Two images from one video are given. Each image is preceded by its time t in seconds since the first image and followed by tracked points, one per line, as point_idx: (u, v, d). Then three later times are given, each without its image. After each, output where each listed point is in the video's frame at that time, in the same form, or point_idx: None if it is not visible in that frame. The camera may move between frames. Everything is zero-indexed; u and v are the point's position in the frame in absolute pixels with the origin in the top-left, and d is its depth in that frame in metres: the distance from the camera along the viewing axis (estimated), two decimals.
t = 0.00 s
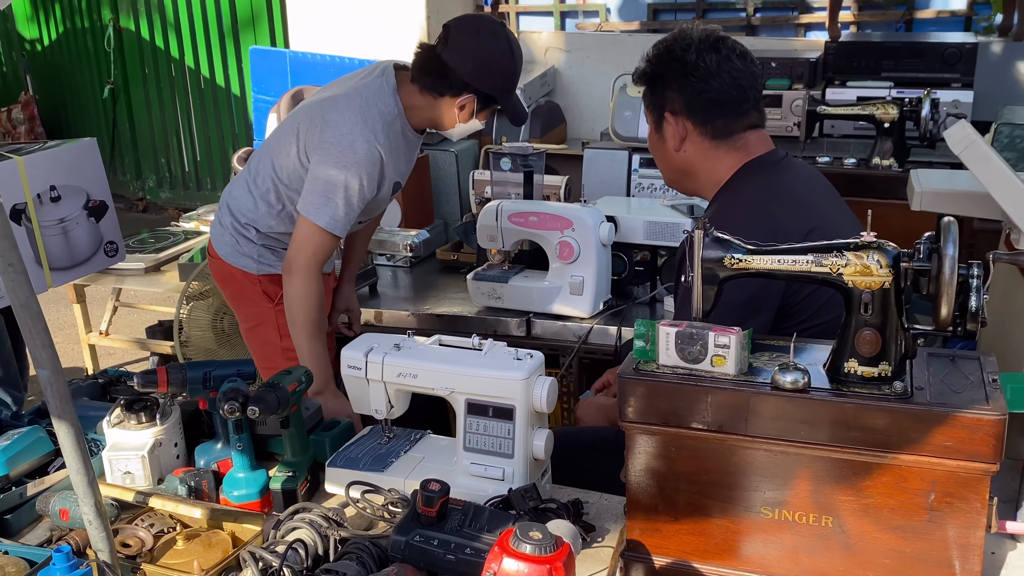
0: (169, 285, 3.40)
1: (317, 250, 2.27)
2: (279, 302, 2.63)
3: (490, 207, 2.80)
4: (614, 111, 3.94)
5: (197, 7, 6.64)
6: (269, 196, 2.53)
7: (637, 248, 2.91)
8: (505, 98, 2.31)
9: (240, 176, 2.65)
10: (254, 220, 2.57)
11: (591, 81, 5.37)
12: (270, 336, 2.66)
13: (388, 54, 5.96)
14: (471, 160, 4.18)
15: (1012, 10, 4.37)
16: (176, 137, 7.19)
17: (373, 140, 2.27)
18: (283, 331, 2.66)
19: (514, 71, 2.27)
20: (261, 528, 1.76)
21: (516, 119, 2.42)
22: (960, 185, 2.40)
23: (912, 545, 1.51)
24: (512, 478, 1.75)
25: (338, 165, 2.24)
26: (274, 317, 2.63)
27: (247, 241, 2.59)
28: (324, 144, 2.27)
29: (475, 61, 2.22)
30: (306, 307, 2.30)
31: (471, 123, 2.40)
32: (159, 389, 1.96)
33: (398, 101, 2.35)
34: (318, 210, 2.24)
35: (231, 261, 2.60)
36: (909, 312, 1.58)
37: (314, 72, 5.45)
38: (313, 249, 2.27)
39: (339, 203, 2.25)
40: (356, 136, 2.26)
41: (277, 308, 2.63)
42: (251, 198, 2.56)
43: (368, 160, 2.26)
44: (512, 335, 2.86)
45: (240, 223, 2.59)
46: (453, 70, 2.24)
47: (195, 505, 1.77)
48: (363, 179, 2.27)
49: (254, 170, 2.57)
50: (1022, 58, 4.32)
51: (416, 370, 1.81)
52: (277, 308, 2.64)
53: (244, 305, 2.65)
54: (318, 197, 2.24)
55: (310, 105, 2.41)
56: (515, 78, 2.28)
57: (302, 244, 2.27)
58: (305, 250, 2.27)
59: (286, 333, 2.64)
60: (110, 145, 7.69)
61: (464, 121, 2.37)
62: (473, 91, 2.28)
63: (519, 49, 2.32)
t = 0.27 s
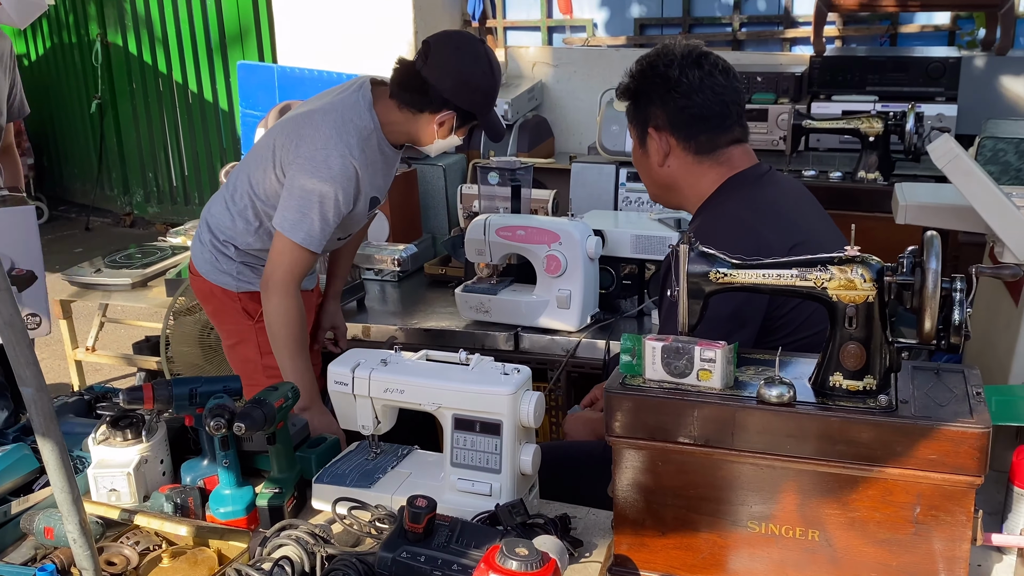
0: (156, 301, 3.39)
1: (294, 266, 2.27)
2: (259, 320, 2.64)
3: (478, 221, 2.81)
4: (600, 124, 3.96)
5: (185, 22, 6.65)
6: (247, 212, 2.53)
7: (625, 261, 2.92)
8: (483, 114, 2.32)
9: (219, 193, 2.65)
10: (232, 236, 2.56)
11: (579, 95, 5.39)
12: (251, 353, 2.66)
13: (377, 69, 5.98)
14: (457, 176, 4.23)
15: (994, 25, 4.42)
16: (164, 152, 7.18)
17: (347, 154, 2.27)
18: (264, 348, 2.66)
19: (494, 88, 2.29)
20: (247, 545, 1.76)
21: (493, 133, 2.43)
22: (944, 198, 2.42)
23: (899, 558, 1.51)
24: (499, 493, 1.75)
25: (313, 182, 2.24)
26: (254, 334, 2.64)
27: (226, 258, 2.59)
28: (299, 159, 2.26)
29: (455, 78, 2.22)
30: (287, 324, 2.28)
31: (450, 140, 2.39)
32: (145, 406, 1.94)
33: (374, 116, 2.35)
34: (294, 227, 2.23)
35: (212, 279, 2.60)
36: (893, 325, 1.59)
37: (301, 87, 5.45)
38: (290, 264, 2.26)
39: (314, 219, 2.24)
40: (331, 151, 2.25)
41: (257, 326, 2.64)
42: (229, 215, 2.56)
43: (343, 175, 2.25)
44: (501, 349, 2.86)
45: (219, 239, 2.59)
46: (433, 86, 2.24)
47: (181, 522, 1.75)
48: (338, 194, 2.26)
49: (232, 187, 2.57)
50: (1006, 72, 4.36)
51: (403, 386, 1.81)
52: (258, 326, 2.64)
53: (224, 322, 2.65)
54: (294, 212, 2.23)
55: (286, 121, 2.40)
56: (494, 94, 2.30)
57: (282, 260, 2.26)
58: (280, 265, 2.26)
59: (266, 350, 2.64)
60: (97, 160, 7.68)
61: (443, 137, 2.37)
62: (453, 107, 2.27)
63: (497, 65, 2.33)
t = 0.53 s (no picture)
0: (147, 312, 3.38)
1: (284, 277, 2.26)
2: (250, 331, 2.63)
3: (471, 230, 2.83)
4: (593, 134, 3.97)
5: (177, 33, 6.65)
6: (235, 224, 2.52)
7: (617, 271, 2.93)
8: (471, 122, 2.35)
9: (208, 206, 2.64)
10: (221, 249, 2.56)
11: (570, 105, 5.41)
12: (244, 366, 2.64)
13: (368, 79, 5.99)
14: (449, 188, 4.26)
15: (982, 36, 4.46)
16: (155, 163, 7.17)
17: (335, 164, 2.27)
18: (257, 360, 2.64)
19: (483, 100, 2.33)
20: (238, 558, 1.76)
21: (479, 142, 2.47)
22: (934, 207, 2.43)
23: (891, 568, 1.51)
24: (492, 504, 1.74)
25: (300, 192, 2.23)
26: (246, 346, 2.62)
27: (216, 271, 2.58)
28: (286, 169, 2.26)
29: (445, 86, 2.24)
30: (281, 336, 2.28)
31: (438, 148, 2.41)
32: (136, 417, 1.93)
33: (362, 125, 2.35)
34: (281, 237, 2.23)
35: (203, 292, 2.60)
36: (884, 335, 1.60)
37: (293, 97, 5.45)
38: (281, 276, 2.25)
39: (302, 229, 2.24)
40: (318, 161, 2.25)
41: (249, 337, 2.62)
42: (218, 227, 2.55)
43: (331, 185, 2.25)
44: (493, 359, 2.86)
45: (208, 252, 2.58)
46: (421, 94, 2.26)
47: (172, 534, 1.76)
48: (325, 204, 2.26)
49: (220, 200, 2.56)
50: (994, 82, 4.39)
51: (395, 397, 1.81)
52: (250, 338, 2.63)
53: (216, 334, 2.64)
54: (282, 223, 2.23)
55: (273, 131, 2.40)
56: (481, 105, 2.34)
57: (272, 272, 2.26)
58: (272, 278, 2.25)
59: (258, 362, 2.62)
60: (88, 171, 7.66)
61: (432, 146, 2.40)
62: (441, 116, 2.29)
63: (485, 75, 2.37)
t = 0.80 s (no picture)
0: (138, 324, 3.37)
1: (270, 281, 2.26)
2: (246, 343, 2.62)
3: (463, 241, 2.83)
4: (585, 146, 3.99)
5: (168, 44, 6.64)
6: (227, 234, 2.52)
7: (611, 281, 2.93)
8: (459, 121, 2.33)
9: (198, 220, 2.63)
10: (214, 261, 2.55)
11: (562, 116, 5.43)
12: (240, 378, 2.63)
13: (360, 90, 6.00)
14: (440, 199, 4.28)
15: (971, 47, 4.50)
16: (145, 173, 7.15)
17: (323, 167, 2.26)
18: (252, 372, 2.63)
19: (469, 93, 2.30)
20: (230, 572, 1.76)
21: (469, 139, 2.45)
22: (925, 218, 2.44)
23: None
24: (485, 516, 1.73)
25: (289, 196, 2.23)
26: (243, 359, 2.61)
27: (210, 283, 2.58)
28: (275, 174, 2.24)
29: (432, 83, 2.22)
30: (269, 337, 2.30)
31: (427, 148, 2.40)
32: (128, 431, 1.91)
33: (349, 128, 2.35)
34: (272, 242, 2.22)
35: (196, 304, 2.59)
36: (876, 345, 1.60)
37: (284, 108, 5.45)
38: (265, 279, 2.26)
39: (292, 233, 2.23)
40: (305, 165, 2.24)
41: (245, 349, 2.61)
42: (209, 238, 2.54)
43: (319, 187, 2.25)
44: (486, 370, 2.86)
45: (201, 265, 2.57)
46: (409, 93, 2.23)
47: (164, 549, 1.77)
48: (315, 207, 2.26)
49: (210, 211, 2.56)
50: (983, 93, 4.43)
51: (388, 409, 1.80)
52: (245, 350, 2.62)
53: (211, 347, 2.63)
54: (272, 228, 2.22)
55: (259, 137, 2.39)
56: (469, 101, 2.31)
57: (256, 276, 2.25)
58: (255, 281, 2.25)
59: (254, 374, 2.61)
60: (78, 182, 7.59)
61: (421, 144, 2.37)
62: (430, 115, 2.27)
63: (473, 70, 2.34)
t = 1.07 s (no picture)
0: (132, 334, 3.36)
1: (250, 274, 2.23)
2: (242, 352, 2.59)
3: (458, 249, 2.84)
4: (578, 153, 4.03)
5: (161, 52, 6.64)
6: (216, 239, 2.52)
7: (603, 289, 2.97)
8: (437, 108, 2.31)
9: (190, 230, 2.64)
10: (207, 268, 2.55)
11: (555, 125, 5.44)
12: (236, 387, 2.60)
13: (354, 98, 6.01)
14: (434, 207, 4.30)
15: (962, 56, 4.52)
16: (139, 182, 7.12)
17: (300, 159, 2.24)
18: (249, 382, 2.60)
19: (445, 80, 2.30)
20: None
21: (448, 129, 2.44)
22: (917, 227, 2.45)
23: None
24: (479, 526, 1.73)
25: (265, 188, 2.21)
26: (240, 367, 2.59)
27: (203, 291, 2.57)
28: (252, 168, 2.23)
29: (408, 70, 2.21)
30: (246, 326, 2.29)
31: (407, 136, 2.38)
32: (121, 441, 1.91)
33: (327, 120, 2.33)
34: (251, 235, 2.20)
35: (190, 313, 2.58)
36: (869, 355, 1.61)
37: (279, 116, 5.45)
38: (244, 272, 2.23)
39: (270, 225, 2.21)
40: (281, 157, 2.22)
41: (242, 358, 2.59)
42: (198, 244, 2.55)
43: (296, 179, 2.23)
44: (480, 379, 2.87)
45: (193, 273, 2.57)
46: (386, 83, 2.23)
47: (158, 560, 1.70)
48: (293, 199, 2.23)
49: (199, 218, 2.56)
50: (974, 102, 4.45)
51: (382, 419, 1.80)
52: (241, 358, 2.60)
53: (207, 356, 2.61)
54: (250, 221, 2.20)
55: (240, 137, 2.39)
56: (446, 89, 2.31)
57: (235, 268, 2.22)
58: (235, 274, 2.22)
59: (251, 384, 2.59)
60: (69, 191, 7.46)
61: (400, 134, 2.36)
62: (407, 102, 2.26)
63: (448, 59, 2.33)
